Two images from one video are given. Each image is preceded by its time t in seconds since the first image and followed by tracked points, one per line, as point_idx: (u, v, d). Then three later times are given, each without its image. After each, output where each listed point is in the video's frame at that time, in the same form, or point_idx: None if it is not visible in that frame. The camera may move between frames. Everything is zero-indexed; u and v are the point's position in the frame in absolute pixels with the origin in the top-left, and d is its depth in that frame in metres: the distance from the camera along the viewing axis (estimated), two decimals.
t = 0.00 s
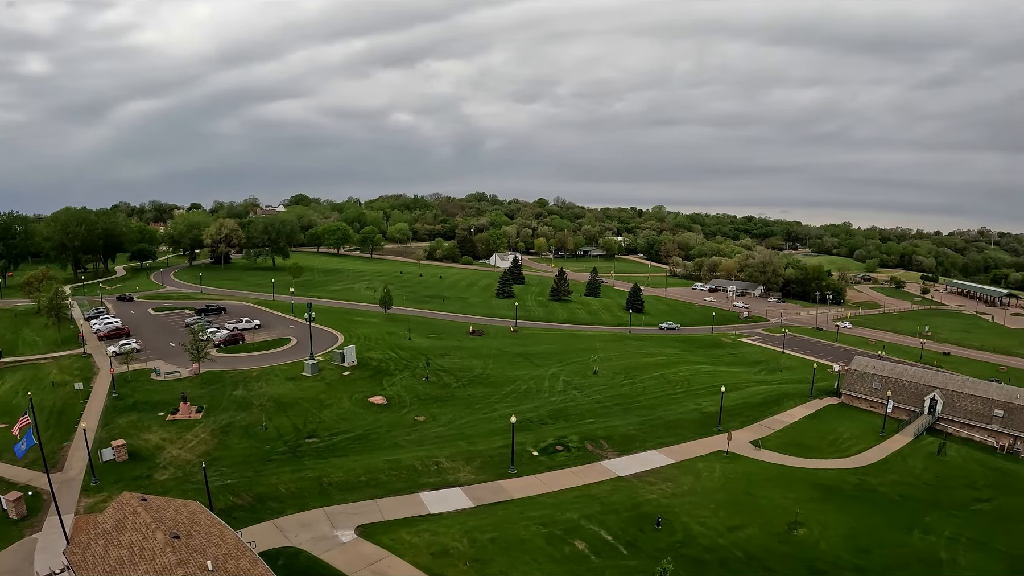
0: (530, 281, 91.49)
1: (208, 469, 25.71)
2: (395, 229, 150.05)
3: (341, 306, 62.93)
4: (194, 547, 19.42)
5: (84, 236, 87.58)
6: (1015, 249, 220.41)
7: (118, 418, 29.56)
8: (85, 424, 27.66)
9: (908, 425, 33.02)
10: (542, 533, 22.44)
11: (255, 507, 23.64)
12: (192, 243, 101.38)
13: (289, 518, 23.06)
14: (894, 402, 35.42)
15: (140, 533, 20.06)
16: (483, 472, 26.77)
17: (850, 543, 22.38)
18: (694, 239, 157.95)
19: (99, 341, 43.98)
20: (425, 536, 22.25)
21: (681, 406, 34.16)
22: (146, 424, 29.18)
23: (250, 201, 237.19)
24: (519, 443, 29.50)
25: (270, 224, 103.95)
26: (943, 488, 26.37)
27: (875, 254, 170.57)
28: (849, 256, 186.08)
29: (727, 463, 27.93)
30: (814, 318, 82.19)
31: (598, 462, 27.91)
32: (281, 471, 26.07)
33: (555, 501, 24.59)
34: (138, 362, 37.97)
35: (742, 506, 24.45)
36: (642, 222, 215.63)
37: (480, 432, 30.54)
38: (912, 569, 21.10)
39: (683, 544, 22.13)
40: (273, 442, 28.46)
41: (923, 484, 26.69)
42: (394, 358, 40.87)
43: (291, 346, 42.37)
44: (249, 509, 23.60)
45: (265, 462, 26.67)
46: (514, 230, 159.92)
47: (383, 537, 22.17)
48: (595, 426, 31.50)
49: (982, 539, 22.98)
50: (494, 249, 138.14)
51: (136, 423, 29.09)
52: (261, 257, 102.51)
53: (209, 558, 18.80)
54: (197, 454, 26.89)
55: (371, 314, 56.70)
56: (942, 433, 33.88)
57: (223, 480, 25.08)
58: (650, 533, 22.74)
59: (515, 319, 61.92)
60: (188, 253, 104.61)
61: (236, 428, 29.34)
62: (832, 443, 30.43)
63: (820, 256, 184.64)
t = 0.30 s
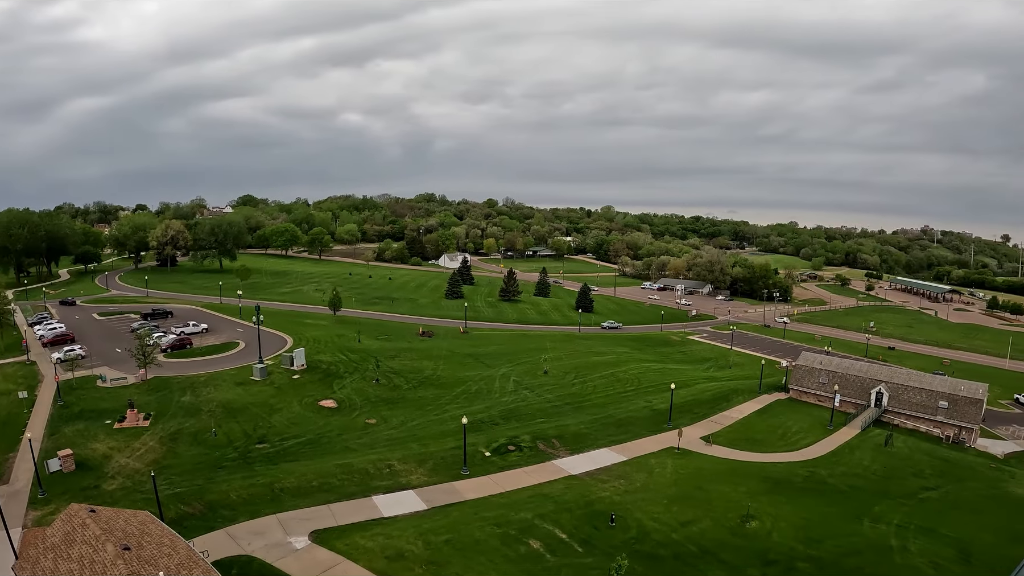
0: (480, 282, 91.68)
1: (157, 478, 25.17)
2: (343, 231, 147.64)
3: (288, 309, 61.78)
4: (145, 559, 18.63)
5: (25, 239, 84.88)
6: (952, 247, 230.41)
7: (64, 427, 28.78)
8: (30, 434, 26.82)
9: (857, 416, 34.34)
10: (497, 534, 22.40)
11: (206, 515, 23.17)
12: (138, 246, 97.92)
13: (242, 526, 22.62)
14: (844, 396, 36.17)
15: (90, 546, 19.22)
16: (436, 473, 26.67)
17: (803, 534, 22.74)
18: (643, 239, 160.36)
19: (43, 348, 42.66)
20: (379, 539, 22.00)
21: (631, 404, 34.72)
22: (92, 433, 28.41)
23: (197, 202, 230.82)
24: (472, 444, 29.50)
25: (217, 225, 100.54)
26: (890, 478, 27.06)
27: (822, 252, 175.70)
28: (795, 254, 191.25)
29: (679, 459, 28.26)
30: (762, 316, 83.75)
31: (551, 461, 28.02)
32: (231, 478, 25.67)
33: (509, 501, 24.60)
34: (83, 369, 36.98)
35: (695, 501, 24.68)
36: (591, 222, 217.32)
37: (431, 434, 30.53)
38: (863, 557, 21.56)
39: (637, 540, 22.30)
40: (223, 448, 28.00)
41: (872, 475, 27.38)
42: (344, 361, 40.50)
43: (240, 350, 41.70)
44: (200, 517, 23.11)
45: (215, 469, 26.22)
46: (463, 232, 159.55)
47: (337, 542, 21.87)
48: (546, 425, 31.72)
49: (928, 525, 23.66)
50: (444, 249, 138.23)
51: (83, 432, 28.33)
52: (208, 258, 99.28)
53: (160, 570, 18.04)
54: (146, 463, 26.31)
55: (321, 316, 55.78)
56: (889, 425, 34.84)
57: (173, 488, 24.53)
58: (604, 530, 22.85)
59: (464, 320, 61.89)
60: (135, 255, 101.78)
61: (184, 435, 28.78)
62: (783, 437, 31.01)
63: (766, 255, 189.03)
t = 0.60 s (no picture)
0: (442, 283, 91.47)
1: (119, 486, 24.80)
2: (304, 232, 145.58)
3: (249, 311, 60.83)
4: (108, 570, 18.02)
5: None
6: (908, 245, 236.48)
7: (23, 436, 28.22)
8: None
9: (818, 411, 34.85)
10: (463, 535, 22.33)
11: (170, 523, 22.83)
12: (97, 248, 95.35)
13: (207, 533, 22.30)
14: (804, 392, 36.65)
15: (52, 557, 18.55)
16: (401, 476, 26.59)
17: (769, 530, 22.93)
18: (605, 239, 161.63)
19: None
20: (345, 544, 21.81)
21: (595, 404, 35.13)
22: (52, 441, 27.84)
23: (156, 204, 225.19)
24: (436, 445, 29.46)
25: (177, 226, 97.95)
26: (853, 471, 27.49)
27: (782, 252, 178.27)
28: (756, 254, 194.24)
29: (643, 457, 28.50)
30: (722, 314, 84.97)
31: (516, 461, 28.08)
32: (195, 485, 25.40)
33: (475, 502, 24.57)
34: (42, 376, 36.27)
35: (660, 498, 24.83)
36: (551, 223, 217.46)
37: (395, 436, 30.52)
38: (827, 550, 21.90)
39: (603, 538, 22.36)
40: (185, 454, 27.71)
41: (835, 469, 27.80)
42: (306, 364, 40.21)
43: (201, 354, 41.17)
44: (164, 525, 22.76)
45: (177, 476, 25.92)
46: (426, 233, 158.77)
47: (303, 547, 21.65)
48: (511, 425, 31.85)
49: (892, 517, 24.04)
50: (405, 250, 138.00)
51: (43, 440, 27.79)
52: (169, 261, 97.81)
53: None
54: (108, 470, 25.92)
55: (282, 319, 55.00)
56: (850, 419, 35.41)
57: (135, 496, 24.17)
58: (570, 529, 22.87)
59: (426, 321, 61.69)
60: (93, 257, 99.39)
61: (146, 441, 28.41)
62: (746, 433, 31.47)
63: (727, 254, 191.51)
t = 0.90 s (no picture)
0: (407, 284, 91.25)
1: (84, 495, 24.44)
2: (268, 234, 143.28)
3: (213, 314, 60.03)
4: None
5: None
6: (871, 245, 240.75)
7: None
8: None
9: (783, 408, 35.31)
10: (433, 537, 22.28)
11: (136, 532, 22.51)
12: (58, 251, 92.41)
13: (174, 541, 22.01)
14: (769, 389, 37.08)
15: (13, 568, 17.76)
16: (368, 479, 26.61)
17: (736, 526, 23.20)
18: (570, 240, 162.72)
19: None
20: (314, 549, 21.63)
21: (562, 404, 35.55)
22: (12, 451, 27.25)
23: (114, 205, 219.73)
24: (403, 448, 29.48)
25: (139, 228, 95.98)
26: (819, 467, 27.93)
27: (746, 251, 180.47)
28: (722, 253, 196.07)
29: (610, 456, 28.76)
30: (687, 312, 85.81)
31: (483, 462, 28.22)
32: (160, 492, 25.15)
33: (442, 504, 24.61)
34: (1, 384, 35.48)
35: (629, 497, 25.02)
36: (516, 223, 217.90)
37: (362, 439, 30.53)
38: (794, 545, 22.25)
39: (572, 537, 22.47)
40: (150, 461, 27.42)
41: (801, 464, 28.22)
42: (272, 367, 39.93)
43: (165, 358, 40.58)
44: (130, 534, 22.42)
45: (142, 483, 25.65)
46: (392, 234, 157.55)
47: (271, 553, 21.45)
48: (478, 426, 31.98)
49: (859, 511, 24.46)
50: (371, 252, 138.07)
51: (4, 450, 27.24)
52: (132, 265, 94.69)
53: None
54: (71, 479, 25.52)
55: (247, 321, 54.30)
56: (815, 416, 35.70)
57: (101, 505, 23.83)
58: (539, 529, 22.93)
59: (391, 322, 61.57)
60: (53, 261, 95.83)
61: (111, 449, 28.04)
62: (711, 431, 31.95)
63: (694, 254, 192.88)
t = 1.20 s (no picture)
0: (370, 286, 90.87)
1: (45, 506, 24.04)
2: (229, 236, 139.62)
3: (175, 318, 59.06)
4: None
5: None
6: (833, 244, 244.95)
7: None
8: None
9: (747, 405, 36.03)
10: (401, 540, 22.25)
11: (100, 541, 22.17)
12: (17, 253, 89.81)
13: (138, 550, 21.70)
14: (733, 385, 37.72)
15: None
16: (334, 483, 26.72)
17: (703, 523, 23.47)
18: (534, 240, 163.51)
19: None
20: (281, 555, 21.46)
21: (527, 404, 35.94)
22: None
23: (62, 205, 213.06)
24: (369, 451, 29.57)
25: (98, 231, 93.78)
26: (783, 462, 28.47)
27: (708, 250, 182.84)
28: (685, 252, 197.91)
29: (576, 455, 29.10)
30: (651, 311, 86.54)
31: (449, 464, 28.40)
32: (124, 500, 24.88)
33: (408, 506, 24.71)
34: None
35: (595, 496, 25.26)
36: (479, 224, 218.04)
37: (327, 443, 30.62)
38: (760, 539, 22.58)
39: (539, 536, 22.63)
40: (112, 469, 27.11)
41: (765, 460, 28.71)
42: (235, 371, 39.61)
43: (127, 363, 39.87)
44: (93, 544, 22.07)
45: (105, 492, 25.37)
46: (354, 235, 156.51)
47: (237, 560, 21.25)
48: (443, 428, 32.19)
49: (824, 504, 24.88)
50: (333, 253, 137.83)
51: None
52: (92, 268, 92.14)
53: None
54: (32, 489, 25.08)
55: (209, 325, 53.52)
56: (779, 412, 36.41)
57: (63, 515, 23.47)
58: (506, 529, 23.06)
59: (356, 324, 61.39)
60: (8, 264, 91.67)
61: (72, 457, 27.63)
62: (676, 429, 32.44)
63: (657, 254, 194.03)
